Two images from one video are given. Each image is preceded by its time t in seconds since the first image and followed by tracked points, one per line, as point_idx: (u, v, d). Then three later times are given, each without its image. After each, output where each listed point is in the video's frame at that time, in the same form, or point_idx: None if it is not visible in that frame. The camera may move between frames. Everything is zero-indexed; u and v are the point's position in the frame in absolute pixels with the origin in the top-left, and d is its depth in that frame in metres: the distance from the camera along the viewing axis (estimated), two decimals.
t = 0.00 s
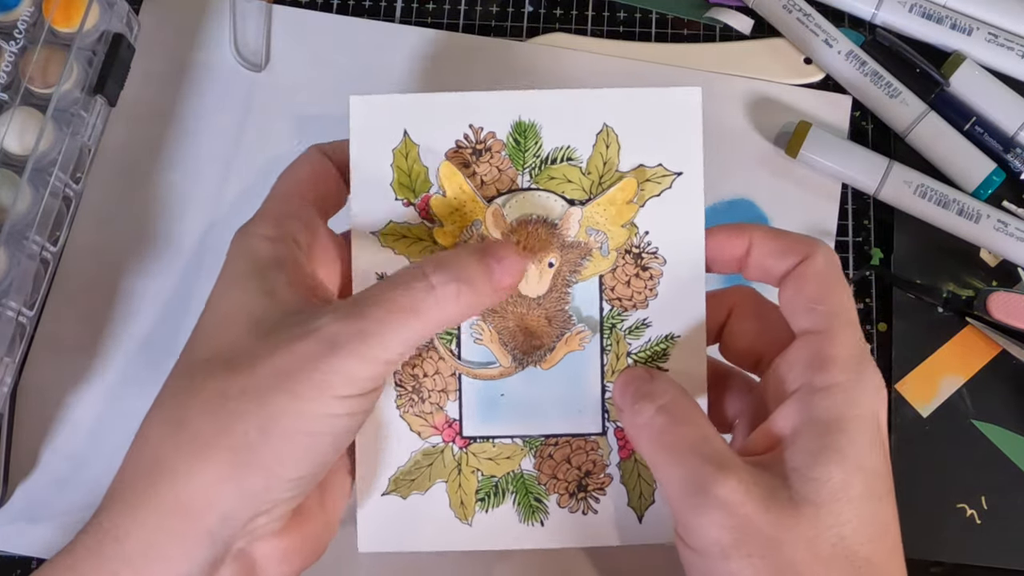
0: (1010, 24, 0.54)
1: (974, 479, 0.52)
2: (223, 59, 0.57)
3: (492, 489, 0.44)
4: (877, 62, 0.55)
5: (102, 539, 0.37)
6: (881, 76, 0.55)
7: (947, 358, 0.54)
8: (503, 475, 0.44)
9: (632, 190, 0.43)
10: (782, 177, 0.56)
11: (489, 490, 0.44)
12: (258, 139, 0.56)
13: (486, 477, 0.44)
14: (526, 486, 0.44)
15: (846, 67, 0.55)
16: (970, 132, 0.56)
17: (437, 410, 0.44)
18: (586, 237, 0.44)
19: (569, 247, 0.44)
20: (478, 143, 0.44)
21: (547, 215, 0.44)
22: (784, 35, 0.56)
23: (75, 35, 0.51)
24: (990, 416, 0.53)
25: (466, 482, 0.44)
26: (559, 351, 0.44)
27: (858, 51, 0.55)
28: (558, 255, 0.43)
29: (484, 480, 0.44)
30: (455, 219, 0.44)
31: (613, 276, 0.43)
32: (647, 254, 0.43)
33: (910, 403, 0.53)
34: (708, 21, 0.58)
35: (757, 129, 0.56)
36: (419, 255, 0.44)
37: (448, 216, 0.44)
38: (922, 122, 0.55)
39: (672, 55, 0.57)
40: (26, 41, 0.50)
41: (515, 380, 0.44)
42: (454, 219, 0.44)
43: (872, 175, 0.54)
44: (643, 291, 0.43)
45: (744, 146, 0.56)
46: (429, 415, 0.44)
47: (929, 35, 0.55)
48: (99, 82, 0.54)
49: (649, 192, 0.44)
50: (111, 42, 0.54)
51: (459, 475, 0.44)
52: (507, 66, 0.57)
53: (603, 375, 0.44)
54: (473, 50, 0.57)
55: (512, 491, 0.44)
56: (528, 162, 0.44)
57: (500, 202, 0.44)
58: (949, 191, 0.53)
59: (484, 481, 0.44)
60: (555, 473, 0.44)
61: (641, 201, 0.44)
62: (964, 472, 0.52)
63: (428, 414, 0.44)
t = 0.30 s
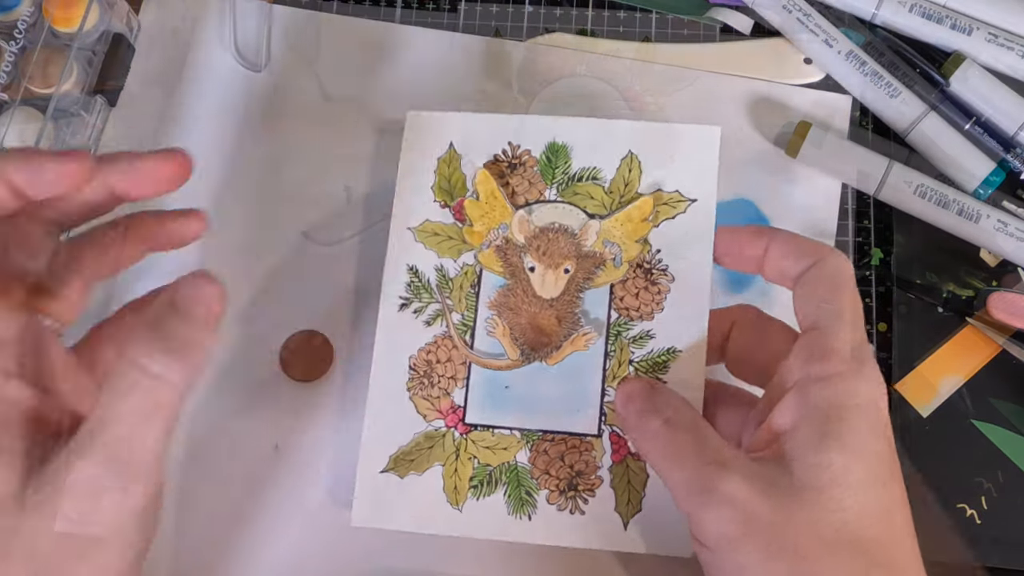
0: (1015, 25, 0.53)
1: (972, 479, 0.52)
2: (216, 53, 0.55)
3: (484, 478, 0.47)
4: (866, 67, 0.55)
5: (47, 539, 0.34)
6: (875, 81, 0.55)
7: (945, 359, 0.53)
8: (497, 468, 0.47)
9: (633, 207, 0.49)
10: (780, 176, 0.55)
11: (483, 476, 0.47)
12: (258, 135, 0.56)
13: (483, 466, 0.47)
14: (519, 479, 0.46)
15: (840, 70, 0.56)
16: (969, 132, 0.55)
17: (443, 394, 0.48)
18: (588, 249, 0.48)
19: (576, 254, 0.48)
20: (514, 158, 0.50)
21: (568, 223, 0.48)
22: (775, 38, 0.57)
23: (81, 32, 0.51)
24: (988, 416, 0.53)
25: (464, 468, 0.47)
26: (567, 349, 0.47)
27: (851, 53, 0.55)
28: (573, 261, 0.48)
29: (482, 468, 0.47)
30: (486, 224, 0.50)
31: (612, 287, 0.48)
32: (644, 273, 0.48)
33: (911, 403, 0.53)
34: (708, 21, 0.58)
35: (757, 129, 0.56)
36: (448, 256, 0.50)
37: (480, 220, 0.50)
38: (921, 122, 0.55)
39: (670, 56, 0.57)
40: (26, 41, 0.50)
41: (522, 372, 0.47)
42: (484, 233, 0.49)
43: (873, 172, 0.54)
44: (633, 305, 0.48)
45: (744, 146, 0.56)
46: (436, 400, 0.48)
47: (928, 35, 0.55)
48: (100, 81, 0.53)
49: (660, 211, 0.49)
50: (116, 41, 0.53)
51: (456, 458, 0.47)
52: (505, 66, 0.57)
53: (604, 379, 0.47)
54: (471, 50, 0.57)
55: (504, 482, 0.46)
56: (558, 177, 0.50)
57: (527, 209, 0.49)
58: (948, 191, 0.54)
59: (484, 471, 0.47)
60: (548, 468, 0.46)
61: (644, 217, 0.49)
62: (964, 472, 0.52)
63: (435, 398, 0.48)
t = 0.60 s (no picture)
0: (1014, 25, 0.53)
1: (972, 479, 0.51)
2: (229, 57, 0.59)
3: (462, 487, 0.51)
4: (877, 62, 0.56)
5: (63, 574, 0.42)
6: (885, 75, 0.56)
7: (944, 361, 0.53)
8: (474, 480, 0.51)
9: (636, 209, 0.55)
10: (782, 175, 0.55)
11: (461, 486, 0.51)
12: (269, 131, 0.58)
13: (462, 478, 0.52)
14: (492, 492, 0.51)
15: (839, 71, 0.56)
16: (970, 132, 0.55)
17: (430, 411, 0.53)
18: (592, 254, 0.55)
19: (576, 262, 0.55)
20: (511, 198, 0.56)
21: (554, 252, 0.55)
22: (776, 37, 0.57)
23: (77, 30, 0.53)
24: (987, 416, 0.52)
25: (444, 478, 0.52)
26: (544, 373, 0.53)
27: (865, 46, 0.56)
28: (563, 282, 0.54)
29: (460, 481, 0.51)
30: (487, 247, 0.55)
31: (597, 301, 0.54)
32: (645, 275, 0.54)
33: (910, 404, 0.52)
34: (708, 21, 0.58)
35: (756, 129, 0.56)
36: (447, 281, 0.55)
37: (481, 246, 0.55)
38: (928, 117, 0.55)
39: (669, 57, 0.58)
40: (27, 42, 0.52)
41: (497, 395, 0.53)
42: (485, 259, 0.55)
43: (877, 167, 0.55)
44: (625, 306, 0.54)
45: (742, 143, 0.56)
46: (423, 415, 0.53)
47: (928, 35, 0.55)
48: (100, 80, 0.54)
49: (662, 210, 0.55)
50: (115, 40, 0.55)
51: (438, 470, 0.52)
52: (502, 66, 0.58)
53: (576, 399, 0.52)
54: (470, 49, 0.59)
55: (478, 493, 0.51)
56: (547, 216, 0.55)
57: (517, 243, 0.55)
58: (950, 192, 0.54)
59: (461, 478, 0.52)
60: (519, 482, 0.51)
61: (645, 221, 0.55)
62: (962, 473, 0.51)
63: (422, 414, 0.53)
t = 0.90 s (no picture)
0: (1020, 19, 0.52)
1: (972, 479, 0.51)
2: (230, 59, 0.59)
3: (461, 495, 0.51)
4: (877, 62, 0.55)
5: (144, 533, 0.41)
6: (885, 76, 0.55)
7: (944, 359, 0.52)
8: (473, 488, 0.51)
9: (636, 210, 0.55)
10: (781, 176, 0.55)
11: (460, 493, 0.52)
12: (270, 130, 0.58)
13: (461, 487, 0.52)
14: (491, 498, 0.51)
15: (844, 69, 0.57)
16: (985, 125, 0.55)
17: (431, 415, 0.53)
18: (594, 258, 0.55)
19: (577, 264, 0.55)
20: (513, 204, 0.56)
21: (554, 256, 0.55)
22: (774, 36, 0.58)
23: (76, 28, 0.52)
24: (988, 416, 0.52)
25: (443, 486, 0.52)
26: (546, 379, 0.53)
27: (864, 46, 0.55)
28: (563, 286, 0.54)
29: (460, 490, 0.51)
30: (488, 245, 0.55)
31: (596, 304, 0.54)
32: (645, 275, 0.54)
33: (910, 405, 0.52)
34: (707, 21, 0.58)
35: (757, 129, 0.56)
36: (448, 283, 0.55)
37: (482, 245, 0.55)
38: (931, 116, 0.54)
39: (669, 57, 0.58)
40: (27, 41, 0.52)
41: (498, 402, 0.52)
42: (486, 261, 0.55)
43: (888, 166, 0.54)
44: (624, 308, 0.54)
45: (743, 141, 0.56)
46: (424, 418, 0.53)
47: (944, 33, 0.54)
48: (101, 81, 0.54)
49: (662, 210, 0.55)
50: (114, 38, 0.54)
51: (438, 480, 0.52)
52: (502, 66, 0.58)
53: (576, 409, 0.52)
54: (470, 49, 0.59)
55: (479, 498, 0.51)
56: (549, 225, 0.55)
57: (520, 251, 0.55)
58: (965, 180, 0.53)
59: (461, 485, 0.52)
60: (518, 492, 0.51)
61: (646, 222, 0.55)
62: (962, 472, 0.51)
63: (422, 417, 0.53)
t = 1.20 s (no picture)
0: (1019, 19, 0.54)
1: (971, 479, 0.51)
2: (231, 62, 0.60)
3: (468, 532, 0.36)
4: (877, 63, 0.55)
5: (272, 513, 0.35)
6: (885, 76, 0.55)
7: (944, 360, 0.52)
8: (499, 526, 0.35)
9: (636, 210, 0.55)
10: (781, 176, 0.55)
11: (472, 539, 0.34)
12: (271, 132, 0.59)
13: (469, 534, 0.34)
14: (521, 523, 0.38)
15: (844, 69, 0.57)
16: (986, 124, 0.55)
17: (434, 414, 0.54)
18: (594, 257, 0.55)
19: (576, 263, 0.55)
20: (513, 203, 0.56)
21: (555, 255, 0.55)
22: (774, 36, 0.58)
23: (76, 28, 0.52)
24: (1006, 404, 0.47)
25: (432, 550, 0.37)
26: (545, 379, 0.53)
27: (864, 46, 0.55)
28: (563, 286, 0.54)
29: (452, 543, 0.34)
30: (488, 245, 0.55)
31: (596, 304, 0.54)
32: (645, 275, 0.54)
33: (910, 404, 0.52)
34: (707, 21, 0.58)
35: (757, 129, 0.56)
36: (450, 285, 0.55)
37: (482, 245, 0.55)
38: (930, 116, 0.54)
39: (669, 57, 0.58)
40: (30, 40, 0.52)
41: (498, 400, 0.53)
42: (486, 262, 0.55)
43: (892, 166, 0.54)
44: (624, 308, 0.54)
45: (744, 140, 0.56)
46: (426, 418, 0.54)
47: (947, 32, 0.55)
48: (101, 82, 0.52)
49: (662, 210, 0.55)
50: (114, 39, 0.53)
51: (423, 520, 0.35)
52: (502, 66, 0.58)
53: (575, 408, 0.52)
54: (470, 49, 0.59)
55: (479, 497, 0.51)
56: (550, 225, 0.55)
57: (521, 250, 0.55)
58: (966, 181, 0.53)
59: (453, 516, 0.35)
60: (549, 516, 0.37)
61: (646, 222, 0.55)
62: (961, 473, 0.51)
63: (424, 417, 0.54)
